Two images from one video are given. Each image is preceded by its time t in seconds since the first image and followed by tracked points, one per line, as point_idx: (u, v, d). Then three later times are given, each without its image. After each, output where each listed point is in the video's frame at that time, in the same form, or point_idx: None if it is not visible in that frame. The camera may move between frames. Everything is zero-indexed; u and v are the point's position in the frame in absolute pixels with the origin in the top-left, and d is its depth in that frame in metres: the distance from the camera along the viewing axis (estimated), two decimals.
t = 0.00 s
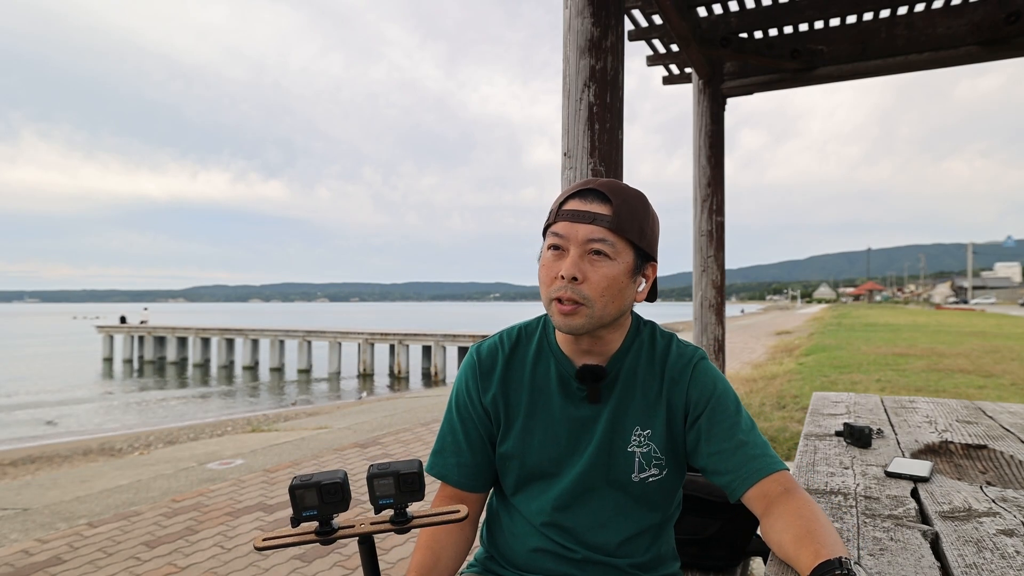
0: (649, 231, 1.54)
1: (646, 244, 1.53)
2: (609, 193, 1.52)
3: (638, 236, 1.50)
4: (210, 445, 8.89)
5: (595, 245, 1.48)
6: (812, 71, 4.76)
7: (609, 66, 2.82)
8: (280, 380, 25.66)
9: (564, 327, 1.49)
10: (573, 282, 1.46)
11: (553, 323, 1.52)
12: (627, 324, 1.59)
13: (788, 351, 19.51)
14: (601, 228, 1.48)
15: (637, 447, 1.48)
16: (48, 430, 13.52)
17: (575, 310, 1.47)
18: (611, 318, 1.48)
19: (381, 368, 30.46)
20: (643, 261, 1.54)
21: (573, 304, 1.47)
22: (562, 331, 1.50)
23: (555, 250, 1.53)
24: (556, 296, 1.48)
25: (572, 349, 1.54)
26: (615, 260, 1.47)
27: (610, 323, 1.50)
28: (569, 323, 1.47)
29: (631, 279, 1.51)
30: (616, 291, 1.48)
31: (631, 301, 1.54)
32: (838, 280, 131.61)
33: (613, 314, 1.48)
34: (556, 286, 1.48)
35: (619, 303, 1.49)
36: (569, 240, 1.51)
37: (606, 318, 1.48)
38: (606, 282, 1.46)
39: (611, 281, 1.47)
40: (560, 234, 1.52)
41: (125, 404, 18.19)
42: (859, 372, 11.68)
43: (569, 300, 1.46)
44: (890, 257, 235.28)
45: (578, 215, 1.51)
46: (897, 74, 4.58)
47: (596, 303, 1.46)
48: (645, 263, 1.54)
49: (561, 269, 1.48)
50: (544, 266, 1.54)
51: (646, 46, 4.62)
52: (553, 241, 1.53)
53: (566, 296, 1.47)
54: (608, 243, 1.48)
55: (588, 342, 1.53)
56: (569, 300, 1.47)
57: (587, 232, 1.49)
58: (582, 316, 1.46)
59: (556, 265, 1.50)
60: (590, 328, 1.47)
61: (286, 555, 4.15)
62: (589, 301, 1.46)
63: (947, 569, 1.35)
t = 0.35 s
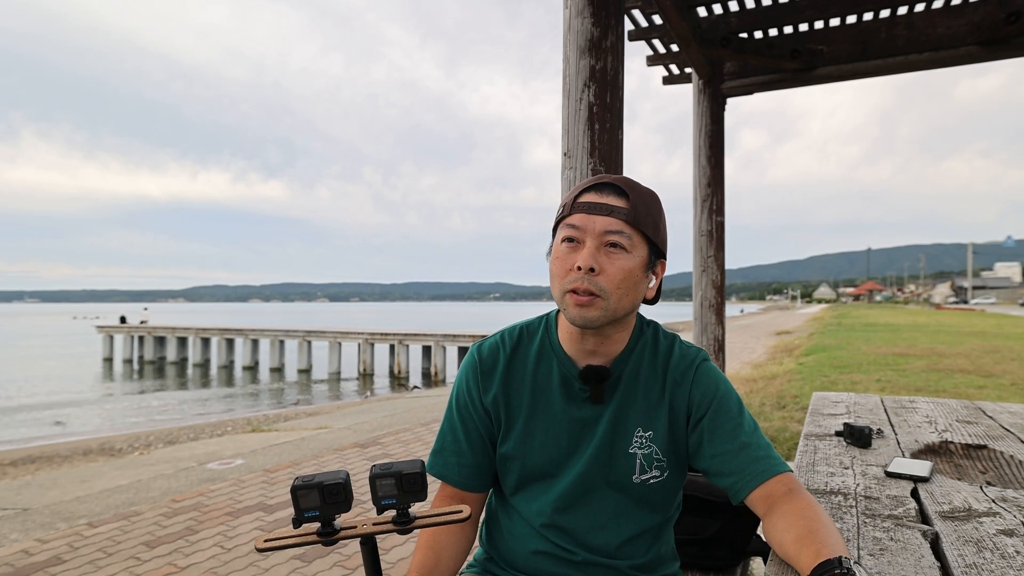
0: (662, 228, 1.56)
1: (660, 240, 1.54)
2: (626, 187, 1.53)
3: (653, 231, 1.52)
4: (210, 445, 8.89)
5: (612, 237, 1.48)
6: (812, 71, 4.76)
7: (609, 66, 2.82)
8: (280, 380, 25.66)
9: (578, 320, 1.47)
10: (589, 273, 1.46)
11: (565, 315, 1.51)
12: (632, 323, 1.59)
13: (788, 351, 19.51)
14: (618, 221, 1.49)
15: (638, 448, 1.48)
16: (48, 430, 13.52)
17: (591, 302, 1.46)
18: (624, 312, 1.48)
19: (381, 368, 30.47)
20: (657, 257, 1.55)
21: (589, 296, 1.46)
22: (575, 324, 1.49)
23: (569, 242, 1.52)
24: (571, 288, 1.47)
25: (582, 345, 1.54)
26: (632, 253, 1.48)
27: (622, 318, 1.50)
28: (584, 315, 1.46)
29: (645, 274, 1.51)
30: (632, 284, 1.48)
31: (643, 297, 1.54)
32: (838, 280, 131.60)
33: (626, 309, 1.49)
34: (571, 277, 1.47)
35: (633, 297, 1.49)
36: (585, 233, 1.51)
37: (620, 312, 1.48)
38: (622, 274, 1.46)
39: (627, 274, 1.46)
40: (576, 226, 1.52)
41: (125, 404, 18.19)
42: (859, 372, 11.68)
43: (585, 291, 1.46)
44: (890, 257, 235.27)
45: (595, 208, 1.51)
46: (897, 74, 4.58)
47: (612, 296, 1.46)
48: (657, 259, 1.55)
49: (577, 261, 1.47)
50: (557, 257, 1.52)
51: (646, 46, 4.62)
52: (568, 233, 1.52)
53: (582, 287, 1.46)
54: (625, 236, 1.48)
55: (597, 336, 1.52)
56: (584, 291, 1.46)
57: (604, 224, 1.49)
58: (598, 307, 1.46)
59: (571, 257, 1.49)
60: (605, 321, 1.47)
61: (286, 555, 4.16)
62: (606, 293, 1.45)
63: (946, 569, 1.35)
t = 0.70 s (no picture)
0: (670, 236, 1.56)
1: (667, 251, 1.54)
2: (635, 198, 1.51)
3: (661, 242, 1.52)
4: (210, 445, 8.90)
5: (622, 251, 1.48)
6: (812, 71, 4.76)
7: (609, 66, 2.82)
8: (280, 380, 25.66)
9: (587, 334, 1.48)
10: (599, 289, 1.46)
11: (572, 327, 1.51)
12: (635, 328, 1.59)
13: (788, 351, 19.51)
14: (628, 234, 1.48)
15: (639, 450, 1.48)
16: (48, 430, 13.53)
17: (600, 317, 1.47)
18: (632, 324, 1.50)
19: (381, 368, 30.47)
20: (664, 266, 1.55)
21: (599, 311, 1.47)
22: (582, 336, 1.50)
23: (578, 255, 1.51)
24: (580, 303, 1.48)
25: (584, 350, 1.54)
26: (641, 266, 1.48)
27: (629, 329, 1.52)
28: (593, 330, 1.47)
29: (652, 285, 1.52)
30: (640, 298, 1.49)
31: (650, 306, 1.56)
32: (838, 280, 131.58)
33: (634, 321, 1.50)
34: (580, 291, 1.47)
35: (641, 308, 1.50)
36: (594, 245, 1.49)
37: (628, 324, 1.50)
38: (632, 289, 1.47)
39: (636, 288, 1.47)
40: (585, 239, 1.50)
41: (125, 405, 18.19)
42: (859, 372, 11.68)
43: (595, 307, 1.46)
44: (890, 257, 235.27)
45: (604, 220, 1.49)
46: (897, 74, 4.59)
47: (622, 310, 1.46)
48: (664, 267, 1.55)
49: (587, 276, 1.47)
50: (566, 269, 1.51)
51: (646, 46, 4.62)
52: (576, 245, 1.51)
53: (592, 303, 1.46)
54: (635, 249, 1.48)
55: (602, 345, 1.53)
56: (594, 307, 1.47)
57: (614, 238, 1.48)
58: (606, 322, 1.47)
59: (580, 271, 1.49)
60: (613, 334, 1.48)
61: (286, 555, 4.16)
62: (616, 308, 1.46)
63: (946, 569, 1.35)
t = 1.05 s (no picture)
0: (673, 237, 1.57)
1: (670, 251, 1.55)
2: (638, 199, 1.51)
3: (664, 241, 1.52)
4: (210, 445, 8.90)
5: (626, 251, 1.48)
6: (812, 71, 4.76)
7: (609, 66, 2.82)
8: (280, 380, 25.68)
9: (591, 334, 1.48)
10: (603, 290, 1.46)
11: (575, 328, 1.51)
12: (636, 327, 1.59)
13: (788, 351, 19.52)
14: (631, 234, 1.48)
15: (640, 448, 1.48)
16: (49, 430, 13.53)
17: (604, 317, 1.47)
18: (635, 324, 1.50)
19: (382, 368, 30.49)
20: (666, 266, 1.56)
21: (603, 311, 1.47)
22: (586, 337, 1.50)
23: (581, 255, 1.51)
24: (584, 303, 1.48)
25: (586, 350, 1.54)
26: (645, 267, 1.48)
27: (632, 329, 1.52)
28: (597, 330, 1.47)
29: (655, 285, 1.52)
30: (643, 299, 1.49)
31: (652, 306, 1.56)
32: (837, 280, 131.58)
33: (638, 321, 1.50)
34: (585, 292, 1.47)
35: (644, 308, 1.51)
36: (598, 246, 1.49)
37: (631, 323, 1.50)
38: (635, 289, 1.47)
39: (640, 288, 1.47)
40: (588, 239, 1.50)
41: (125, 405, 18.21)
42: (859, 371, 11.68)
43: (599, 307, 1.47)
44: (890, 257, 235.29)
45: (608, 220, 1.49)
46: (897, 74, 4.59)
47: (625, 310, 1.47)
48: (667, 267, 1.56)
49: (591, 276, 1.47)
50: (569, 270, 1.51)
51: (647, 46, 4.62)
52: (580, 245, 1.50)
53: (596, 303, 1.47)
54: (639, 250, 1.48)
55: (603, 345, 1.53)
56: (598, 307, 1.47)
57: (618, 239, 1.48)
58: (611, 322, 1.47)
59: (584, 271, 1.48)
60: (616, 334, 1.49)
61: (287, 555, 4.16)
62: (619, 309, 1.46)
63: (947, 569, 1.35)
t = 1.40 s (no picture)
0: (681, 235, 1.57)
1: (679, 248, 1.55)
2: (649, 193, 1.52)
3: (673, 237, 1.53)
4: (210, 445, 8.90)
5: (635, 245, 1.48)
6: (812, 71, 4.76)
7: (609, 66, 2.82)
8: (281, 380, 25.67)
9: (599, 327, 1.47)
10: (612, 282, 1.45)
11: (583, 321, 1.50)
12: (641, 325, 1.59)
13: (788, 351, 19.52)
14: (641, 228, 1.49)
15: (644, 447, 1.48)
16: (49, 430, 13.51)
17: (612, 310, 1.46)
18: (642, 319, 1.50)
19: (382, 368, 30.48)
20: (675, 262, 1.55)
21: (611, 303, 1.46)
22: (593, 330, 1.49)
23: (591, 248, 1.51)
24: (593, 295, 1.47)
25: (592, 344, 1.53)
26: (654, 261, 1.48)
27: (639, 324, 1.51)
28: (605, 323, 1.46)
29: (664, 280, 1.52)
30: (651, 293, 1.49)
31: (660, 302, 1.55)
32: (837, 280, 131.58)
33: (645, 316, 1.50)
34: (594, 284, 1.47)
35: (652, 303, 1.50)
36: (609, 238, 1.50)
37: (638, 318, 1.49)
38: (644, 283, 1.46)
39: (649, 282, 1.47)
40: (599, 232, 1.51)
41: (124, 405, 18.19)
42: (859, 371, 11.68)
43: (607, 299, 1.46)
44: (890, 257, 235.30)
45: (618, 213, 1.50)
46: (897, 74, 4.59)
47: (633, 304, 1.46)
48: (676, 264, 1.55)
49: (600, 268, 1.47)
50: (578, 262, 1.51)
51: (647, 46, 4.62)
52: (590, 238, 1.51)
53: (605, 295, 1.46)
54: (649, 244, 1.48)
55: (607, 339, 1.52)
56: (607, 299, 1.46)
57: (628, 232, 1.49)
58: (618, 316, 1.46)
59: (593, 263, 1.48)
60: (623, 328, 1.48)
61: (287, 555, 4.16)
62: (627, 302, 1.46)
63: (946, 569, 1.35)
